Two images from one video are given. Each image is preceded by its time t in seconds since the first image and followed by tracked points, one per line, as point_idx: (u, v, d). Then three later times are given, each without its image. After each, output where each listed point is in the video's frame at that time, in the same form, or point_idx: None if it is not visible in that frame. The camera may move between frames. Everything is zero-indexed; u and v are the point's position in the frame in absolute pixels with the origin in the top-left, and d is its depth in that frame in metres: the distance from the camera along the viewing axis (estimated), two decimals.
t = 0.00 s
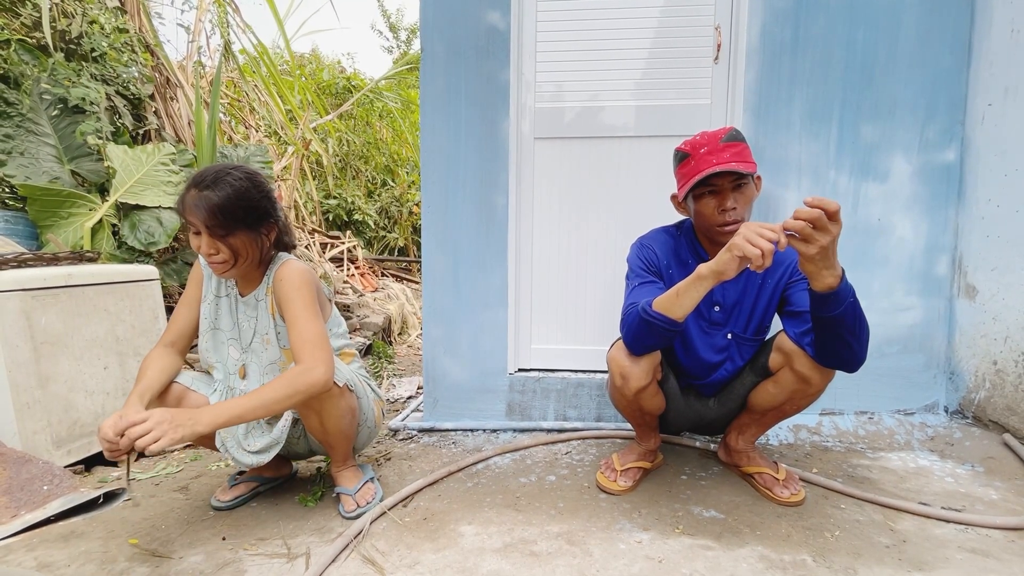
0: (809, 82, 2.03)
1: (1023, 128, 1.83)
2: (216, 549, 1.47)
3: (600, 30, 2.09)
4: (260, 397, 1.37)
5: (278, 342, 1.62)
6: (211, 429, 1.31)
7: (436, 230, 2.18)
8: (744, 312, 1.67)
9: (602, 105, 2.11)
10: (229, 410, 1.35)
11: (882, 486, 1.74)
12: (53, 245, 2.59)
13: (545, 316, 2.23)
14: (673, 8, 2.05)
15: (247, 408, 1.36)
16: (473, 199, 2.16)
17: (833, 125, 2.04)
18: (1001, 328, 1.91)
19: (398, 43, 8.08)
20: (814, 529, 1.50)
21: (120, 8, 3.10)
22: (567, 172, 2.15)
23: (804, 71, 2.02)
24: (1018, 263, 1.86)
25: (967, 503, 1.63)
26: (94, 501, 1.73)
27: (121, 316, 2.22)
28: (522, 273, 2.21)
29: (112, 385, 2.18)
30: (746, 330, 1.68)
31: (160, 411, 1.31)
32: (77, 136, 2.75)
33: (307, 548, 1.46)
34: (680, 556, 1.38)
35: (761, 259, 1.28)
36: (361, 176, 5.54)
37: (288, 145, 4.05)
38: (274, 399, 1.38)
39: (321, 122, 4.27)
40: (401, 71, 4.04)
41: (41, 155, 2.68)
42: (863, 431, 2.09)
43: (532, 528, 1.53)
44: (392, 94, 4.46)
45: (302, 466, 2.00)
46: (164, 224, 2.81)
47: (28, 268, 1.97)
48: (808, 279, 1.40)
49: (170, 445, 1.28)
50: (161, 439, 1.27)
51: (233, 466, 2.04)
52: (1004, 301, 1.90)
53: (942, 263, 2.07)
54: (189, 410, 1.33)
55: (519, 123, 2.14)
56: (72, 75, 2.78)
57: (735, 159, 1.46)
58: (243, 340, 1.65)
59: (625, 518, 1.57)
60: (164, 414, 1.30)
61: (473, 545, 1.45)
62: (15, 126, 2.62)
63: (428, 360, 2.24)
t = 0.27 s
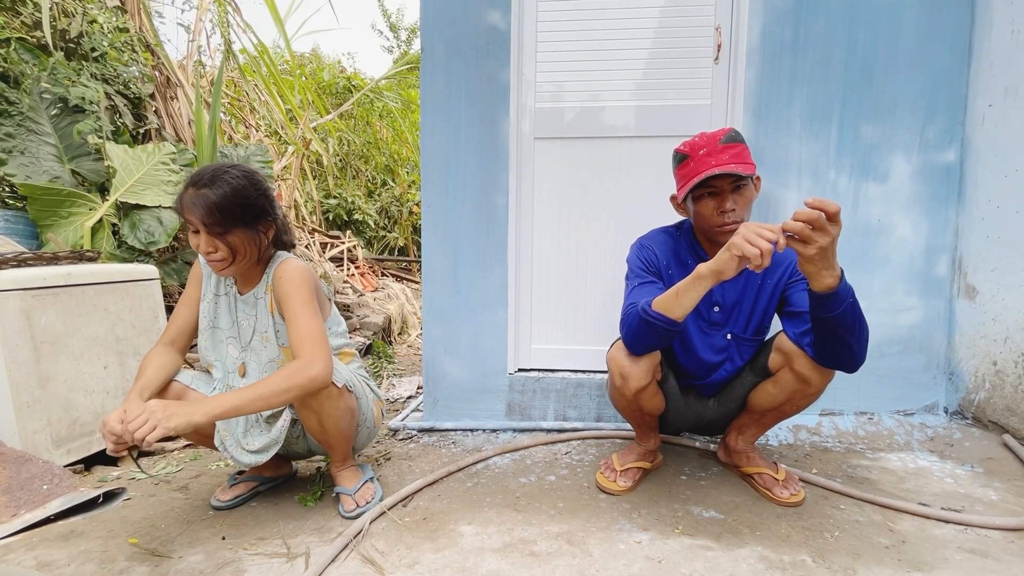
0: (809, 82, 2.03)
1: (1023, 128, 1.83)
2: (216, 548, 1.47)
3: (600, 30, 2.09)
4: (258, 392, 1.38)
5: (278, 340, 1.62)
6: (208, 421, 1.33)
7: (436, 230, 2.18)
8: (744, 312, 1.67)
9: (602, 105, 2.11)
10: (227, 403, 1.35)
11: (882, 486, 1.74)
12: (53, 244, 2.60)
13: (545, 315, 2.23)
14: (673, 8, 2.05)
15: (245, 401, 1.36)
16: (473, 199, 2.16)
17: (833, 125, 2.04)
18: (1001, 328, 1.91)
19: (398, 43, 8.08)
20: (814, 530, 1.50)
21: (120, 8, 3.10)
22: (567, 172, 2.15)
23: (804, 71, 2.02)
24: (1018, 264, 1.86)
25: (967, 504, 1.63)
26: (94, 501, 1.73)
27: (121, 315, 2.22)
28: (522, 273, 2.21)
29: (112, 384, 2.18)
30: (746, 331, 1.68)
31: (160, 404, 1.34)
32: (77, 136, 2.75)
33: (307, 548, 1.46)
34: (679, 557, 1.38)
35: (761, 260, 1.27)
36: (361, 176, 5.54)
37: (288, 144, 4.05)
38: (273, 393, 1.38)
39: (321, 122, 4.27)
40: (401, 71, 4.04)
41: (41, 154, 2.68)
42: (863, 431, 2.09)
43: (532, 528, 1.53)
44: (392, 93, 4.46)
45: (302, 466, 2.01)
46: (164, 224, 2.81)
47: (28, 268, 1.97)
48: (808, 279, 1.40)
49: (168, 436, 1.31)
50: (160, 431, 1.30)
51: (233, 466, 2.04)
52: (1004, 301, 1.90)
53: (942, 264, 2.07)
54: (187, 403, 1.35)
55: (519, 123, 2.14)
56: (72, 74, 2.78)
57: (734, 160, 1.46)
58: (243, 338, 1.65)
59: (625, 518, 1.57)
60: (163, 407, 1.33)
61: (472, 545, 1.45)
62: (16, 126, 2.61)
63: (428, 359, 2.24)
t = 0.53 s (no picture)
0: (809, 83, 2.03)
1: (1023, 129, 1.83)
2: (216, 548, 1.47)
3: (600, 30, 2.09)
4: (255, 389, 1.38)
5: (277, 339, 1.62)
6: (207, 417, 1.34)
7: (436, 230, 2.18)
8: (744, 312, 1.67)
9: (603, 105, 2.11)
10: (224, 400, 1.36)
11: (881, 487, 1.75)
12: (53, 243, 2.61)
13: (545, 315, 2.23)
14: (673, 9, 2.05)
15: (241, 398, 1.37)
16: (473, 199, 2.16)
17: (833, 126, 2.05)
18: (1001, 330, 1.91)
19: (398, 43, 8.08)
20: (813, 530, 1.51)
21: (120, 7, 3.10)
22: (567, 172, 2.15)
23: (804, 72, 2.02)
24: (1018, 265, 1.86)
25: (967, 505, 1.63)
26: (94, 500, 1.73)
27: (121, 314, 2.22)
28: (522, 273, 2.21)
29: (112, 383, 2.18)
30: (746, 331, 1.67)
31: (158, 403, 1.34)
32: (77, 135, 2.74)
33: (306, 547, 1.46)
34: (679, 557, 1.39)
35: (761, 261, 1.27)
36: (361, 176, 5.54)
37: (288, 144, 4.05)
38: (269, 392, 1.39)
39: (322, 121, 4.27)
40: (401, 71, 4.04)
41: (41, 153, 2.68)
42: (863, 432, 2.09)
43: (532, 528, 1.53)
44: (393, 93, 4.46)
45: (302, 465, 2.01)
46: (164, 223, 2.81)
47: (28, 267, 1.97)
48: (807, 279, 1.40)
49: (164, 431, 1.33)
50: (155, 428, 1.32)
51: (233, 466, 2.04)
52: (1004, 302, 1.90)
53: (942, 265, 2.07)
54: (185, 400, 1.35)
55: (519, 123, 2.14)
56: (72, 74, 2.77)
57: (734, 162, 1.46)
58: (243, 337, 1.66)
59: (625, 518, 1.57)
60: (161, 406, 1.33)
61: (472, 545, 1.45)
62: (16, 125, 2.61)
63: (428, 359, 2.24)
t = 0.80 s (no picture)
0: (809, 84, 2.03)
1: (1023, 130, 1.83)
2: (215, 547, 1.47)
3: (601, 30, 2.09)
4: (256, 382, 1.38)
5: (277, 338, 1.62)
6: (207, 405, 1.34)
7: (436, 229, 2.18)
8: (743, 313, 1.67)
9: (603, 105, 2.11)
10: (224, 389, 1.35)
11: (880, 488, 1.75)
12: (53, 242, 2.61)
13: (545, 315, 2.23)
14: (673, 9, 2.05)
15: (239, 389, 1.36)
16: (473, 199, 2.16)
17: (833, 127, 2.05)
18: (1001, 330, 1.91)
19: (398, 43, 8.08)
20: (812, 531, 1.51)
21: (120, 6, 3.09)
22: (567, 172, 2.15)
23: (805, 72, 2.02)
24: (1018, 266, 1.86)
25: (966, 505, 1.63)
26: (93, 498, 1.73)
27: (120, 313, 2.22)
28: (522, 273, 2.21)
29: (111, 383, 2.18)
30: (745, 331, 1.67)
31: (154, 387, 1.33)
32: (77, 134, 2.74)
33: (305, 547, 1.46)
34: (678, 557, 1.39)
35: (761, 262, 1.27)
36: (361, 175, 5.55)
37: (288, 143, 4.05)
38: (268, 386, 1.38)
39: (322, 121, 4.27)
40: (401, 71, 4.04)
41: (41, 152, 2.68)
42: (862, 432, 2.10)
43: (531, 527, 1.53)
44: (393, 93, 4.47)
45: (302, 465, 2.00)
46: (164, 222, 2.80)
47: (28, 266, 1.97)
48: (806, 281, 1.40)
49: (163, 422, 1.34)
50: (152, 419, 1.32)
51: (232, 465, 2.04)
52: (1004, 303, 1.90)
53: (942, 265, 2.07)
54: (182, 387, 1.33)
55: (519, 123, 2.14)
56: (71, 73, 2.77)
57: (735, 162, 1.46)
58: (243, 337, 1.66)
59: (624, 518, 1.57)
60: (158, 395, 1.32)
61: (471, 545, 1.45)
62: (15, 123, 2.61)
63: (428, 359, 2.24)
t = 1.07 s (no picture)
0: (810, 84, 2.03)
1: None
2: (214, 546, 1.47)
3: (601, 30, 2.09)
4: (251, 383, 1.39)
5: (276, 337, 1.62)
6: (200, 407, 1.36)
7: (436, 229, 2.18)
8: (743, 313, 1.66)
9: (603, 105, 2.11)
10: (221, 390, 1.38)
11: (880, 488, 1.75)
12: (52, 241, 2.60)
13: (544, 315, 2.23)
14: (673, 9, 2.05)
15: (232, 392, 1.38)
16: (473, 198, 2.16)
17: (833, 127, 2.05)
18: (1000, 331, 1.91)
19: (398, 43, 8.08)
20: (812, 531, 1.50)
21: (120, 5, 3.09)
22: (567, 172, 2.15)
23: (805, 73, 2.02)
24: (1017, 266, 1.86)
25: (965, 506, 1.63)
26: (91, 498, 1.73)
27: (120, 312, 2.22)
28: (522, 273, 2.21)
29: (111, 382, 2.18)
30: (744, 331, 1.67)
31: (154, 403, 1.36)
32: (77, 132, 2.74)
33: (304, 546, 1.46)
34: (677, 557, 1.38)
35: (761, 262, 1.27)
36: (361, 175, 5.55)
37: (288, 143, 4.05)
38: (262, 386, 1.39)
39: (322, 120, 4.27)
40: (402, 70, 4.04)
41: (41, 151, 2.68)
42: (862, 433, 2.10)
43: (530, 527, 1.53)
44: (393, 93, 4.47)
45: (301, 464, 2.00)
46: (164, 221, 2.79)
47: (28, 265, 1.96)
48: (804, 282, 1.40)
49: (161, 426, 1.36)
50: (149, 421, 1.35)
51: (231, 464, 2.03)
52: (1003, 304, 1.90)
53: (942, 266, 2.07)
54: (175, 393, 1.37)
55: (519, 122, 2.14)
56: (71, 71, 2.77)
57: (736, 162, 1.46)
58: (244, 336, 1.65)
59: (624, 518, 1.57)
60: (152, 401, 1.36)
61: (470, 545, 1.44)
62: (15, 122, 2.61)
63: (428, 358, 2.24)
